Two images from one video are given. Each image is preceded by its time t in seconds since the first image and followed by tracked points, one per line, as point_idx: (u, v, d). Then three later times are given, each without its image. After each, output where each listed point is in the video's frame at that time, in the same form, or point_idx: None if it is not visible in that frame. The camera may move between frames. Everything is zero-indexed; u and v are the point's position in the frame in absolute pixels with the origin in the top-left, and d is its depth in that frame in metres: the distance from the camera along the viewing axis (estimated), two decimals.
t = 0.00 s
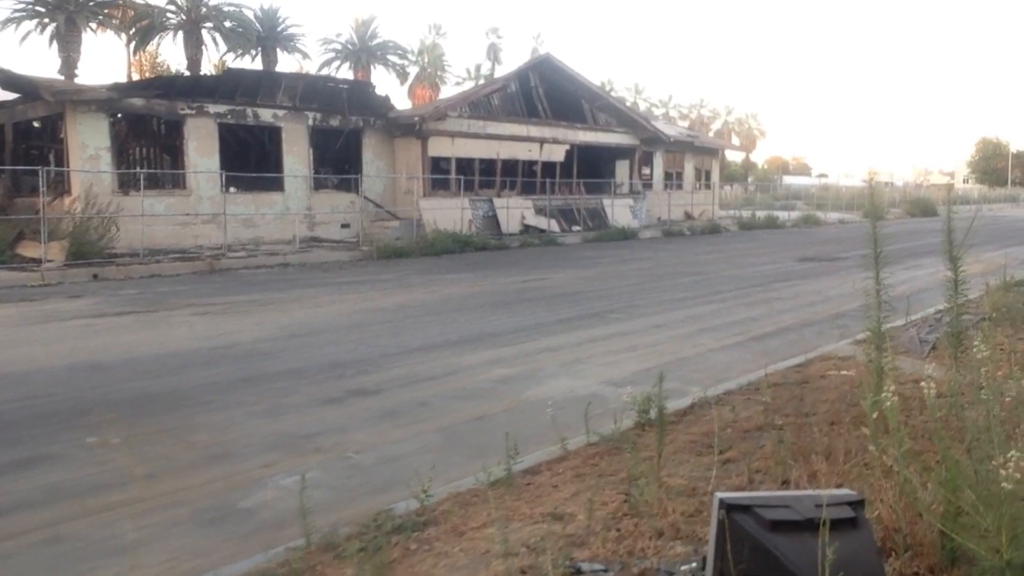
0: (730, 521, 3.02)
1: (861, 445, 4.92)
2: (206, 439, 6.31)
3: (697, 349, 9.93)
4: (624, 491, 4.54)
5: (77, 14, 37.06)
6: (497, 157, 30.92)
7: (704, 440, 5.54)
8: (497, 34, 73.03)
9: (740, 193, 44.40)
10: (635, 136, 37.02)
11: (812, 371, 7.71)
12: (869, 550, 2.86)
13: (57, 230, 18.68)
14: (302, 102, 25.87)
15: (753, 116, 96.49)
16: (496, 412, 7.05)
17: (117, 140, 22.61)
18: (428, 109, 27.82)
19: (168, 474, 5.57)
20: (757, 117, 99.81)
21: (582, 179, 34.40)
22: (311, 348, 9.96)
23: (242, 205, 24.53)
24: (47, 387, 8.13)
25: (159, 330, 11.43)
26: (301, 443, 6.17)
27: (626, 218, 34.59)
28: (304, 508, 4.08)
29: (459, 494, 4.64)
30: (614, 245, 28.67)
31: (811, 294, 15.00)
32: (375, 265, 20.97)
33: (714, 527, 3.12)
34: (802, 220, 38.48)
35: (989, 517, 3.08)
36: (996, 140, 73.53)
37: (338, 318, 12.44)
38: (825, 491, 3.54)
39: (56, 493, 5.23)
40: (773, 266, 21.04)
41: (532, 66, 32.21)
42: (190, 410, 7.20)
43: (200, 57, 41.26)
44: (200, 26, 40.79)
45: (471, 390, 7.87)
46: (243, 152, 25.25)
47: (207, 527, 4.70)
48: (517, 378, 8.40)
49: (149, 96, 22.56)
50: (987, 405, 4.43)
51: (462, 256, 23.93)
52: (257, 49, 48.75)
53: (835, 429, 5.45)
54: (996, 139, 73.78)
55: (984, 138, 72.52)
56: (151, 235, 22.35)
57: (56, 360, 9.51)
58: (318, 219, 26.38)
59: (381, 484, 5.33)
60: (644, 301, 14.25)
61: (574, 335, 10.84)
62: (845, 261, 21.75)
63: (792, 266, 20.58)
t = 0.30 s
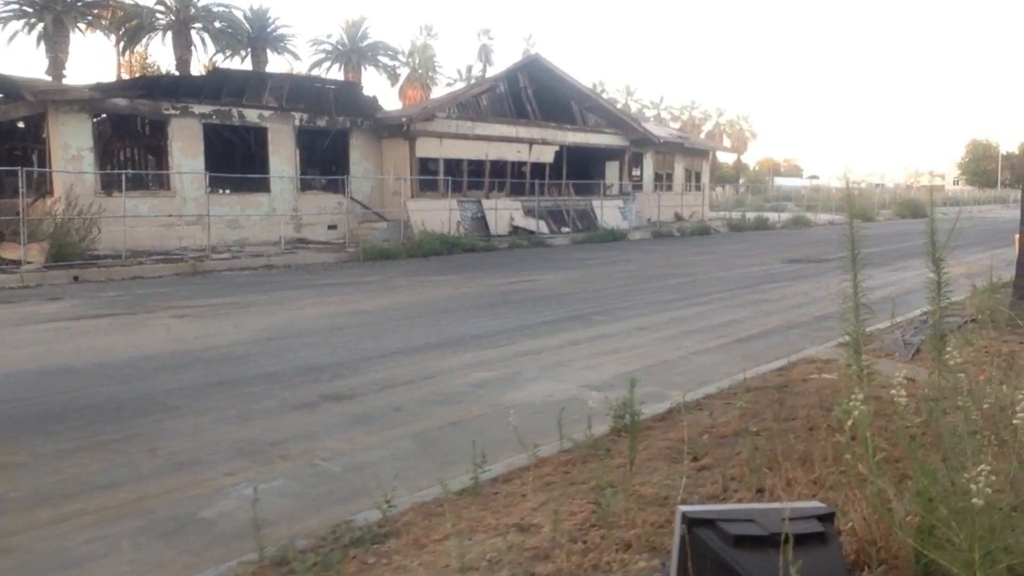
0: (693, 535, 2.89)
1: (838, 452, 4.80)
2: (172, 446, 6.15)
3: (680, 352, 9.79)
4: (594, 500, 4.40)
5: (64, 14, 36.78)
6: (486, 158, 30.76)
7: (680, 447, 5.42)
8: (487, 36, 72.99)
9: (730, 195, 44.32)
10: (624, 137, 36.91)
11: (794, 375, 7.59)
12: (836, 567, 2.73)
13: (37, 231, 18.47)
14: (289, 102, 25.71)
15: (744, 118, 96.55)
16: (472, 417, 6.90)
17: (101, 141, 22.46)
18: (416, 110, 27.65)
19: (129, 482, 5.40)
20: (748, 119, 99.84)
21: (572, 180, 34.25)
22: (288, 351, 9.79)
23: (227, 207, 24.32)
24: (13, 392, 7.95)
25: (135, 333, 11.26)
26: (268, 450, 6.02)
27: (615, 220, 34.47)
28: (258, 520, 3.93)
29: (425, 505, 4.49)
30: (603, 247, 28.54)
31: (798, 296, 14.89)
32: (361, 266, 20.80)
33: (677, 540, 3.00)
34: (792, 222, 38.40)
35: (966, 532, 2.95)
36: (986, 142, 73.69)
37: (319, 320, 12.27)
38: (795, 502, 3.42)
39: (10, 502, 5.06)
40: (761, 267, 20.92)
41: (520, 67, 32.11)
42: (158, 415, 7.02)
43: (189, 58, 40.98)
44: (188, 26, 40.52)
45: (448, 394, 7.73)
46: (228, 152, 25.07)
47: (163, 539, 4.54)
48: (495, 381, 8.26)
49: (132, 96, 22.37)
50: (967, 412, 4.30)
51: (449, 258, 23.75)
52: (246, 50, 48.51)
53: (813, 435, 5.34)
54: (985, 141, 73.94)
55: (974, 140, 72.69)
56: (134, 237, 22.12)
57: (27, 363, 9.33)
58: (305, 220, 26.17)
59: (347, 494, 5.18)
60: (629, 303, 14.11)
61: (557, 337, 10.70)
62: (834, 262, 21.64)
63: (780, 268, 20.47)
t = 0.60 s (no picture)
0: (647, 553, 2.75)
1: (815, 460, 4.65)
2: (138, 454, 6.02)
3: (666, 355, 9.63)
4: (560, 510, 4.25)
5: (59, 15, 36.61)
6: (479, 158, 30.62)
7: (656, 453, 5.27)
8: (484, 36, 72.90)
9: (727, 195, 44.18)
10: (619, 137, 36.77)
11: (776, 378, 7.44)
12: None
13: (24, 233, 18.33)
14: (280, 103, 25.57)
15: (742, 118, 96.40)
16: (448, 422, 6.75)
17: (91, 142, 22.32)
18: (409, 110, 27.50)
19: (89, 492, 5.28)
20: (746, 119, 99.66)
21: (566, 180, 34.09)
22: (267, 355, 9.66)
23: (218, 208, 24.18)
24: None
25: (116, 337, 11.12)
26: (235, 458, 5.89)
27: (609, 220, 34.35)
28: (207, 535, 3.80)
29: (386, 516, 4.36)
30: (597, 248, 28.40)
31: (790, 297, 14.76)
32: (351, 268, 20.65)
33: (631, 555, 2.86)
34: (789, 221, 38.24)
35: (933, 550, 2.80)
36: (983, 140, 73.54)
37: (303, 322, 12.14)
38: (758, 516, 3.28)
39: None
40: (755, 268, 20.73)
41: (514, 67, 31.99)
42: (127, 421, 6.89)
43: (184, 58, 40.81)
44: (184, 26, 40.35)
45: (426, 398, 7.59)
46: (218, 153, 24.91)
47: (117, 552, 4.41)
48: (476, 385, 8.12)
49: (121, 96, 22.22)
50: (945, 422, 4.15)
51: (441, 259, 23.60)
52: (242, 50, 48.36)
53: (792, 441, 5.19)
54: (983, 141, 73.77)
55: (971, 140, 72.52)
56: (123, 238, 21.98)
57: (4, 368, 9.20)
58: (296, 221, 26.02)
59: (311, 504, 5.04)
60: (618, 305, 13.97)
61: (543, 340, 10.56)
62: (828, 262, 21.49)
63: (773, 268, 20.34)
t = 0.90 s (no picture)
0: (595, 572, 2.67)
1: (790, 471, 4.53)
2: (105, 460, 5.89)
3: (651, 359, 9.51)
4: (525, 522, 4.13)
5: (54, 15, 36.45)
6: (473, 160, 30.51)
7: (631, 460, 5.14)
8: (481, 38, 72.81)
9: (723, 197, 44.03)
10: (614, 139, 36.64)
11: (760, 383, 7.32)
12: None
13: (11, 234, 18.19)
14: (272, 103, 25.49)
15: (740, 120, 96.32)
16: (424, 427, 6.61)
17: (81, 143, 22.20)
18: (402, 111, 27.37)
19: (49, 501, 5.14)
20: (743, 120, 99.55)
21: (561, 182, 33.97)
22: (247, 358, 9.53)
23: (209, 209, 24.05)
24: None
25: (96, 340, 10.98)
26: (202, 466, 5.77)
27: (604, 221, 34.24)
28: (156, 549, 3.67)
29: (346, 528, 4.23)
30: (591, 250, 28.30)
31: (782, 300, 14.62)
32: (342, 269, 20.52)
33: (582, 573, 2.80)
34: (784, 224, 38.10)
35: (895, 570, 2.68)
36: (981, 143, 73.45)
37: (287, 325, 12.00)
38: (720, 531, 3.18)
39: None
40: (748, 271, 20.59)
41: (508, 68, 31.89)
42: (98, 427, 6.76)
43: (180, 59, 40.68)
44: (180, 27, 40.19)
45: (404, 402, 7.46)
46: (209, 154, 24.83)
47: (70, 564, 4.28)
48: (457, 388, 7.99)
49: (111, 97, 22.10)
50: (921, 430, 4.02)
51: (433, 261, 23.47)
52: (238, 51, 48.23)
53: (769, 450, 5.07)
54: (980, 143, 73.72)
55: (969, 142, 72.47)
56: (112, 239, 21.84)
57: None
58: (288, 222, 25.87)
59: (275, 514, 4.91)
60: (608, 307, 13.85)
61: (528, 343, 10.43)
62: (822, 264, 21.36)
63: (766, 271, 20.21)
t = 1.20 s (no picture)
0: None
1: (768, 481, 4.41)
2: (72, 466, 5.76)
3: (636, 362, 9.38)
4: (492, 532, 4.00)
5: (46, 14, 36.22)
6: (465, 160, 30.37)
7: (607, 468, 5.01)
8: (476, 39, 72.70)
9: (716, 198, 43.95)
10: (607, 139, 36.56)
11: (745, 387, 7.19)
12: None
13: None
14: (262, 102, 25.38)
15: (735, 121, 96.36)
16: (401, 432, 6.49)
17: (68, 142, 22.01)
18: (393, 111, 27.24)
19: (11, 508, 5.01)
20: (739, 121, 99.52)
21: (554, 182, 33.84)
22: (226, 360, 9.39)
23: (198, 209, 23.89)
24: None
25: (77, 341, 10.83)
26: (171, 472, 5.64)
27: (597, 222, 34.15)
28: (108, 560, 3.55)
29: (309, 539, 4.10)
30: (583, 250, 28.19)
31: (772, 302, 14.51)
32: (331, 270, 20.37)
33: None
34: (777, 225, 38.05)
35: None
36: (975, 145, 73.51)
37: (271, 326, 11.86)
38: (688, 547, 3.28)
39: None
40: (740, 272, 20.47)
41: (500, 68, 31.79)
42: (68, 431, 6.62)
43: (172, 57, 40.47)
44: (172, 26, 39.98)
45: (383, 406, 7.33)
46: (198, 153, 24.70)
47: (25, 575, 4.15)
48: (438, 392, 7.85)
49: (99, 95, 21.95)
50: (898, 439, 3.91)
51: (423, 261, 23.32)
52: (232, 50, 48.03)
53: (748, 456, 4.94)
54: (974, 144, 73.77)
55: (964, 144, 72.55)
56: (100, 239, 21.67)
57: None
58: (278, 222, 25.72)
59: (241, 522, 4.79)
60: (596, 309, 13.73)
61: (513, 345, 10.31)
62: (813, 265, 21.25)
63: (757, 272, 20.11)
